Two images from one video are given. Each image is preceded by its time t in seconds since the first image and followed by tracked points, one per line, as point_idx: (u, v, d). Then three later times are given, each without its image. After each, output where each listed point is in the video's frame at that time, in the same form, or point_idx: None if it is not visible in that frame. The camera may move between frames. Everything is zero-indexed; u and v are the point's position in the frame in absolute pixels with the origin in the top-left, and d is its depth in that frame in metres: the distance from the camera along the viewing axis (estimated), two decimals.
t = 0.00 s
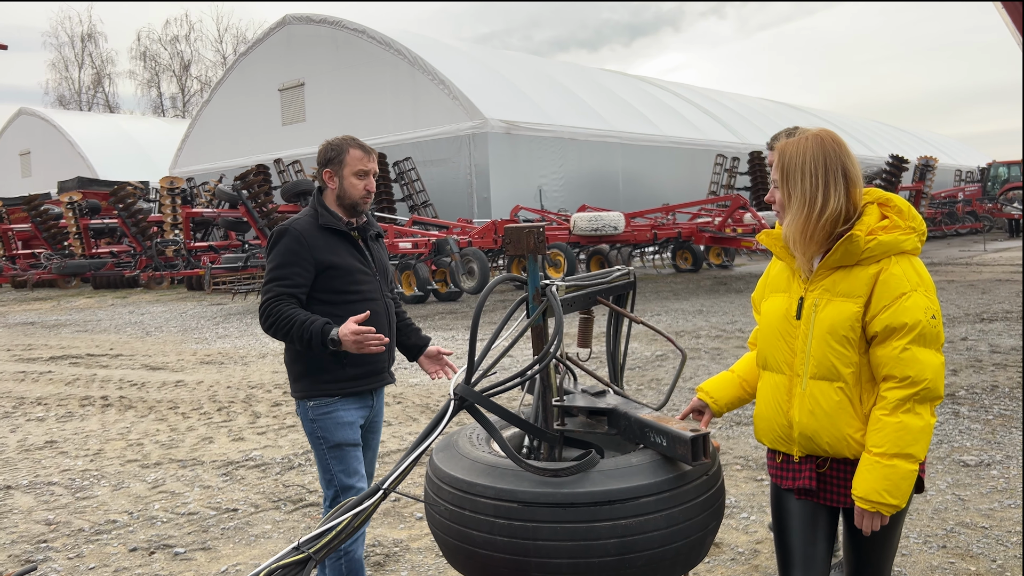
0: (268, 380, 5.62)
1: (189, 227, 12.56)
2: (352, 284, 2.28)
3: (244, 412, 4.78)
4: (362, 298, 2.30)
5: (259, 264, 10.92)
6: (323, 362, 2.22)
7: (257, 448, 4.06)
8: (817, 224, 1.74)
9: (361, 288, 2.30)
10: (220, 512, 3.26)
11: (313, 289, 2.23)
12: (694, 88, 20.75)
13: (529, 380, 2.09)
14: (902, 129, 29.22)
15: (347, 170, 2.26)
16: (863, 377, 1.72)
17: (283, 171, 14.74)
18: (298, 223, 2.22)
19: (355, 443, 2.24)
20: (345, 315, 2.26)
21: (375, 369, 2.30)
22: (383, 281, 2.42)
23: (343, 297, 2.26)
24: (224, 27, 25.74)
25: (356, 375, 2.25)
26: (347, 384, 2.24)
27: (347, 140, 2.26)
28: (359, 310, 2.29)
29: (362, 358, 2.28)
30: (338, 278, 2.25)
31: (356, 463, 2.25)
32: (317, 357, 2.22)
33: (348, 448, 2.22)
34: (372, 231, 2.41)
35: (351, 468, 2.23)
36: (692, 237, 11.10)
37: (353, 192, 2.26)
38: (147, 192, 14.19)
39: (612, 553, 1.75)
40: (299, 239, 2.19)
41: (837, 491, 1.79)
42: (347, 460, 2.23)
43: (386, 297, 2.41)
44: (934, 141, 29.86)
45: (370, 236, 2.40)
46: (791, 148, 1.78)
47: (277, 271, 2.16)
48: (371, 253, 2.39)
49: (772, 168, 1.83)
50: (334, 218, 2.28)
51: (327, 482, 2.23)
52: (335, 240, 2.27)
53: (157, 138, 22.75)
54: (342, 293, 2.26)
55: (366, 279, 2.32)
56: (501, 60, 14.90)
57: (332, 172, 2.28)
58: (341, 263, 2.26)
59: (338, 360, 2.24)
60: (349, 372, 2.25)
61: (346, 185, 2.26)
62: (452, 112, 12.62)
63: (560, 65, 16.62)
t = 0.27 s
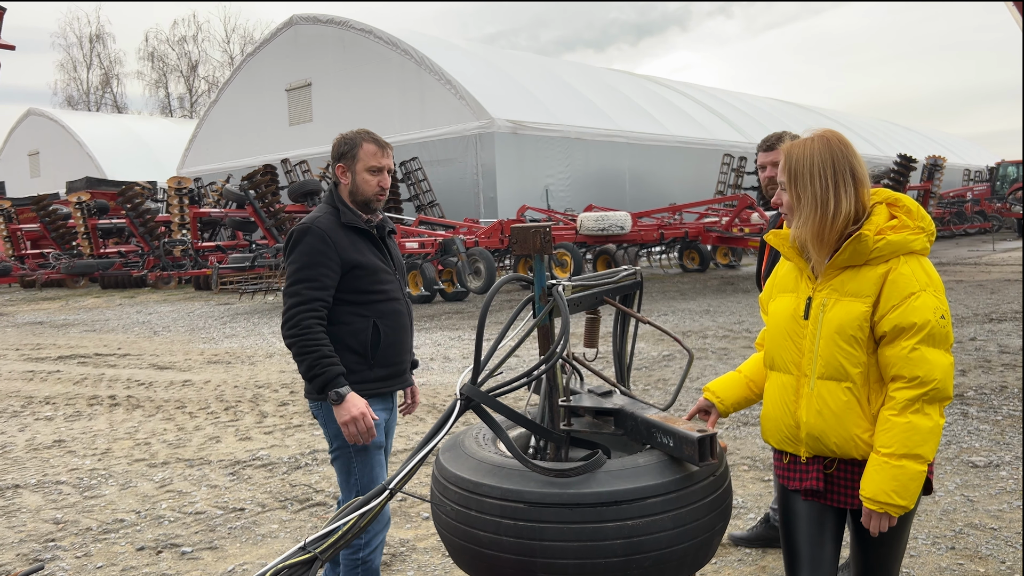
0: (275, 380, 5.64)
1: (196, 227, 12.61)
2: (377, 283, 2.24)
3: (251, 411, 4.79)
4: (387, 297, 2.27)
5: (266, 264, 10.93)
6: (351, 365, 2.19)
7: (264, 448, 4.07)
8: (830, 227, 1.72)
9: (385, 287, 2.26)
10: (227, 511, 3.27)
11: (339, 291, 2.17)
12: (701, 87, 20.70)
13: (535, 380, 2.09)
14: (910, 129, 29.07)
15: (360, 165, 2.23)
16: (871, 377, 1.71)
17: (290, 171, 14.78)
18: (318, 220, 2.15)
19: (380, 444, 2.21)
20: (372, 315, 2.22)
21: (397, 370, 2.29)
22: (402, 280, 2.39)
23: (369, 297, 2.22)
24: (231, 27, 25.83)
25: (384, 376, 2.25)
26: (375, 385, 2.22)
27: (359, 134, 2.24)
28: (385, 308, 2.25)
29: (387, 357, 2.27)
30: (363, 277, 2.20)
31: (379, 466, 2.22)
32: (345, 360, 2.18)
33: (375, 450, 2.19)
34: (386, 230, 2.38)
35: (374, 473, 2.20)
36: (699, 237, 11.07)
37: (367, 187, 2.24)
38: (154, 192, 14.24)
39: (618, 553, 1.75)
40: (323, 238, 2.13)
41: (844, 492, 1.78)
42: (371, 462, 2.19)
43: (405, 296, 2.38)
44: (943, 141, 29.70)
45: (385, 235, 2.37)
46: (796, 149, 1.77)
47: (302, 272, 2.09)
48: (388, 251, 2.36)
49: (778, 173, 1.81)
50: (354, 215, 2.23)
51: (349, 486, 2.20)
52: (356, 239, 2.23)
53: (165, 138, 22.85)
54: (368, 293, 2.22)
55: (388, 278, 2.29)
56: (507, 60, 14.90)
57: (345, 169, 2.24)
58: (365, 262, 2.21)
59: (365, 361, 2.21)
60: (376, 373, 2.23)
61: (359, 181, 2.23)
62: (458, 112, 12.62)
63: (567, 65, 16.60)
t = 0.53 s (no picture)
0: (280, 380, 5.65)
1: (202, 227, 12.64)
2: (395, 285, 2.22)
3: (256, 411, 4.80)
4: (405, 299, 2.25)
5: (272, 264, 10.94)
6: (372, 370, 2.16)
7: (269, 448, 4.08)
8: (840, 227, 1.71)
9: (403, 289, 2.24)
10: (231, 511, 3.27)
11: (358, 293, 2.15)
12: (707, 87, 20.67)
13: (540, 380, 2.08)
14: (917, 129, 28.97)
15: (371, 164, 2.21)
16: (877, 377, 1.70)
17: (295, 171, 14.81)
18: (335, 218, 2.13)
19: (395, 452, 2.21)
20: (391, 318, 2.20)
21: (414, 375, 2.28)
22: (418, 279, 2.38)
23: (388, 300, 2.20)
24: (237, 28, 25.92)
25: (403, 379, 2.23)
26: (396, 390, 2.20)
27: (370, 131, 2.22)
28: (404, 311, 2.24)
29: (407, 361, 2.25)
30: (382, 278, 2.19)
31: (389, 471, 2.21)
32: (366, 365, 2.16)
33: (389, 457, 2.19)
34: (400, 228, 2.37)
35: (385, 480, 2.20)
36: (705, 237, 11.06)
37: (378, 186, 2.22)
38: (160, 192, 14.29)
39: (623, 555, 1.74)
40: (341, 238, 2.10)
41: (850, 493, 1.76)
42: (383, 469, 2.19)
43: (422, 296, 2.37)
44: (950, 141, 29.58)
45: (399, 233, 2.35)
46: (807, 147, 1.75)
47: (322, 271, 2.07)
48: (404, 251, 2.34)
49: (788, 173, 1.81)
50: (369, 215, 2.21)
51: (352, 491, 2.18)
52: (373, 239, 2.21)
53: (171, 138, 22.92)
54: (387, 295, 2.20)
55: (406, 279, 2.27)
56: (512, 60, 14.90)
57: (357, 168, 2.22)
58: (384, 263, 2.20)
59: (387, 365, 2.19)
60: (396, 377, 2.21)
61: (370, 180, 2.21)
62: (463, 112, 12.62)
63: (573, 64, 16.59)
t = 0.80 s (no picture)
0: (283, 380, 5.65)
1: (205, 227, 12.66)
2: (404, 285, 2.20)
3: (259, 411, 4.80)
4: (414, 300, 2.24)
5: (274, 264, 10.94)
6: (383, 374, 2.15)
7: (272, 448, 4.08)
8: (850, 223, 1.70)
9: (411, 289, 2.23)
10: (234, 511, 3.27)
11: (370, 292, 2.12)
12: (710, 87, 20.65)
13: (542, 381, 2.07)
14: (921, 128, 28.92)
15: (372, 161, 2.21)
16: (883, 378, 1.69)
17: (298, 171, 14.83)
18: (343, 212, 2.10)
19: (405, 456, 2.20)
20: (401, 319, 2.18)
21: (423, 377, 2.25)
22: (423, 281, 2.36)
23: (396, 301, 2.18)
24: (240, 28, 25.97)
25: (413, 382, 2.21)
26: (406, 393, 2.19)
27: (370, 128, 2.21)
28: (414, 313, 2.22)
29: (417, 364, 2.23)
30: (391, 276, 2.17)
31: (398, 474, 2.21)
32: (377, 368, 2.14)
33: (399, 460, 2.19)
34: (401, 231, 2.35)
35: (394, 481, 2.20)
36: (708, 237, 11.04)
37: (380, 184, 2.21)
38: (163, 192, 14.31)
39: (625, 557, 1.73)
40: (354, 225, 2.06)
41: (856, 494, 1.75)
42: (393, 471, 2.19)
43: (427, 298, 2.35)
44: (954, 141, 29.51)
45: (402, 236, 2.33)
46: (812, 147, 1.75)
47: (344, 250, 2.00)
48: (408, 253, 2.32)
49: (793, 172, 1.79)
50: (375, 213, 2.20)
51: (359, 494, 2.18)
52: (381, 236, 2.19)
53: (174, 138, 22.95)
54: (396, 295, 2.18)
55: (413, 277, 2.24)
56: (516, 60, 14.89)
57: (357, 167, 2.22)
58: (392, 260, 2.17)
59: (398, 368, 2.17)
60: (406, 379, 2.19)
61: (371, 178, 2.21)
62: (466, 112, 12.61)
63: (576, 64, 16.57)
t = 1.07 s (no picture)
0: (284, 380, 5.65)
1: (206, 227, 12.67)
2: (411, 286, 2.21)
3: (260, 411, 4.80)
4: (420, 301, 2.24)
5: (276, 264, 10.94)
6: (391, 375, 2.14)
7: (273, 448, 4.07)
8: (855, 221, 1.69)
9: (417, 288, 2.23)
10: (235, 512, 3.27)
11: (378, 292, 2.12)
12: (711, 87, 20.63)
13: (544, 382, 2.07)
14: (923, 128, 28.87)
15: (375, 160, 2.20)
16: (886, 378, 1.68)
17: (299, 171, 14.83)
18: (348, 207, 2.09)
19: (411, 458, 2.20)
20: (408, 318, 2.18)
21: (430, 377, 2.25)
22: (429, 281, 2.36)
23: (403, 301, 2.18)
24: (242, 29, 26.00)
25: (419, 383, 2.21)
26: (415, 394, 2.19)
27: (373, 127, 2.20)
28: (420, 312, 2.22)
29: (423, 364, 2.23)
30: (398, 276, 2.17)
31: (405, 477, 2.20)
32: (385, 369, 2.14)
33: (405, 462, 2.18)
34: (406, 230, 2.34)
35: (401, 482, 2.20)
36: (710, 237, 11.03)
37: (384, 183, 2.21)
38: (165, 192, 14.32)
39: (627, 558, 1.73)
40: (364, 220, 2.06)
41: (859, 495, 1.75)
42: (399, 473, 2.18)
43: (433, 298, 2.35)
44: (956, 141, 29.46)
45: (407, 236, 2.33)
46: (816, 146, 1.74)
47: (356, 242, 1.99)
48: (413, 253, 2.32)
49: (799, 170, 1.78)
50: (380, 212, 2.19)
51: (367, 495, 2.18)
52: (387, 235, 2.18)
53: (176, 138, 22.97)
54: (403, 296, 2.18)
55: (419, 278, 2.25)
56: (517, 60, 14.88)
57: (360, 167, 2.21)
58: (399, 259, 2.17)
59: (405, 369, 2.17)
60: (413, 380, 2.19)
61: (375, 178, 2.21)
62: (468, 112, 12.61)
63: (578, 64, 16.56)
